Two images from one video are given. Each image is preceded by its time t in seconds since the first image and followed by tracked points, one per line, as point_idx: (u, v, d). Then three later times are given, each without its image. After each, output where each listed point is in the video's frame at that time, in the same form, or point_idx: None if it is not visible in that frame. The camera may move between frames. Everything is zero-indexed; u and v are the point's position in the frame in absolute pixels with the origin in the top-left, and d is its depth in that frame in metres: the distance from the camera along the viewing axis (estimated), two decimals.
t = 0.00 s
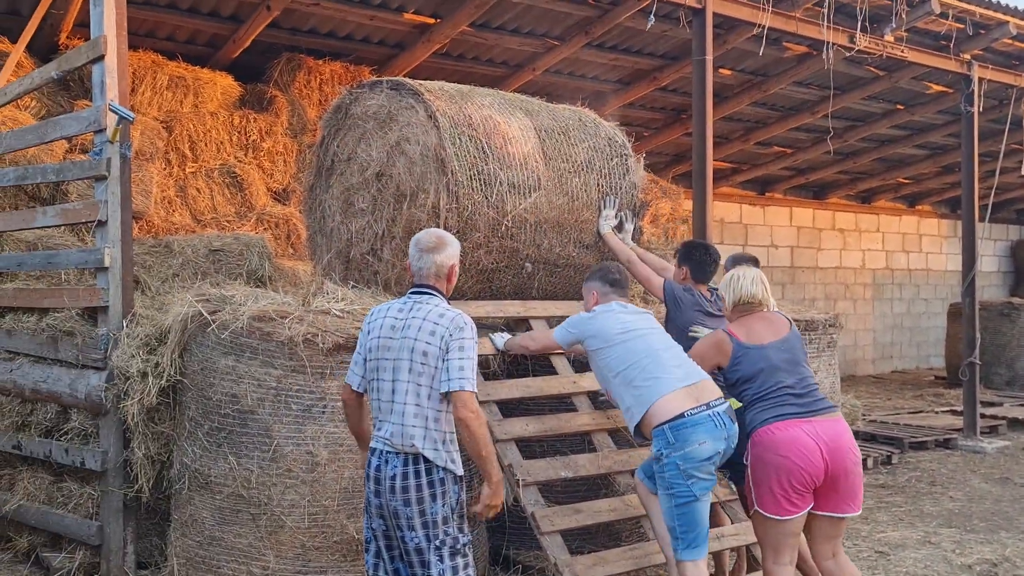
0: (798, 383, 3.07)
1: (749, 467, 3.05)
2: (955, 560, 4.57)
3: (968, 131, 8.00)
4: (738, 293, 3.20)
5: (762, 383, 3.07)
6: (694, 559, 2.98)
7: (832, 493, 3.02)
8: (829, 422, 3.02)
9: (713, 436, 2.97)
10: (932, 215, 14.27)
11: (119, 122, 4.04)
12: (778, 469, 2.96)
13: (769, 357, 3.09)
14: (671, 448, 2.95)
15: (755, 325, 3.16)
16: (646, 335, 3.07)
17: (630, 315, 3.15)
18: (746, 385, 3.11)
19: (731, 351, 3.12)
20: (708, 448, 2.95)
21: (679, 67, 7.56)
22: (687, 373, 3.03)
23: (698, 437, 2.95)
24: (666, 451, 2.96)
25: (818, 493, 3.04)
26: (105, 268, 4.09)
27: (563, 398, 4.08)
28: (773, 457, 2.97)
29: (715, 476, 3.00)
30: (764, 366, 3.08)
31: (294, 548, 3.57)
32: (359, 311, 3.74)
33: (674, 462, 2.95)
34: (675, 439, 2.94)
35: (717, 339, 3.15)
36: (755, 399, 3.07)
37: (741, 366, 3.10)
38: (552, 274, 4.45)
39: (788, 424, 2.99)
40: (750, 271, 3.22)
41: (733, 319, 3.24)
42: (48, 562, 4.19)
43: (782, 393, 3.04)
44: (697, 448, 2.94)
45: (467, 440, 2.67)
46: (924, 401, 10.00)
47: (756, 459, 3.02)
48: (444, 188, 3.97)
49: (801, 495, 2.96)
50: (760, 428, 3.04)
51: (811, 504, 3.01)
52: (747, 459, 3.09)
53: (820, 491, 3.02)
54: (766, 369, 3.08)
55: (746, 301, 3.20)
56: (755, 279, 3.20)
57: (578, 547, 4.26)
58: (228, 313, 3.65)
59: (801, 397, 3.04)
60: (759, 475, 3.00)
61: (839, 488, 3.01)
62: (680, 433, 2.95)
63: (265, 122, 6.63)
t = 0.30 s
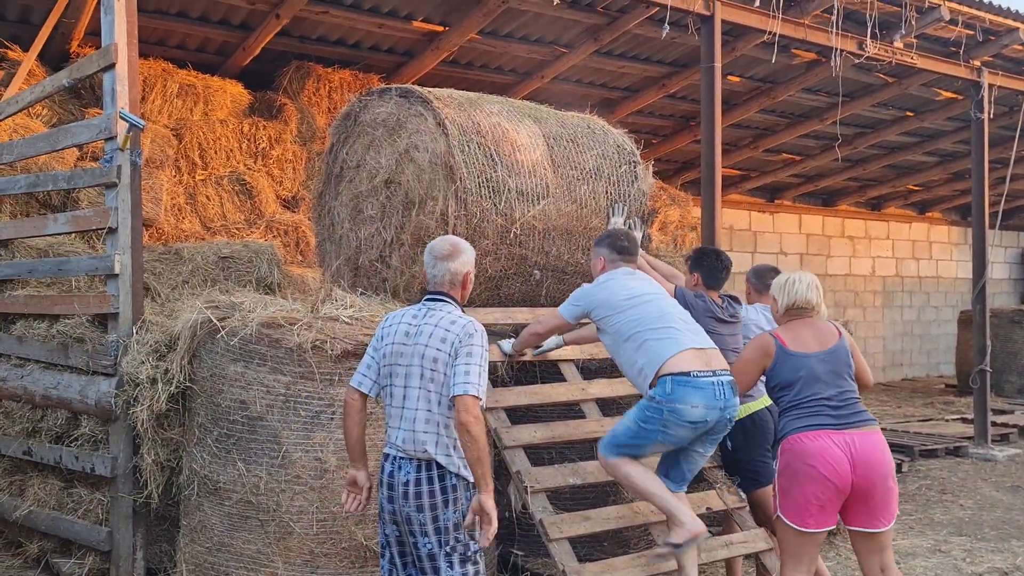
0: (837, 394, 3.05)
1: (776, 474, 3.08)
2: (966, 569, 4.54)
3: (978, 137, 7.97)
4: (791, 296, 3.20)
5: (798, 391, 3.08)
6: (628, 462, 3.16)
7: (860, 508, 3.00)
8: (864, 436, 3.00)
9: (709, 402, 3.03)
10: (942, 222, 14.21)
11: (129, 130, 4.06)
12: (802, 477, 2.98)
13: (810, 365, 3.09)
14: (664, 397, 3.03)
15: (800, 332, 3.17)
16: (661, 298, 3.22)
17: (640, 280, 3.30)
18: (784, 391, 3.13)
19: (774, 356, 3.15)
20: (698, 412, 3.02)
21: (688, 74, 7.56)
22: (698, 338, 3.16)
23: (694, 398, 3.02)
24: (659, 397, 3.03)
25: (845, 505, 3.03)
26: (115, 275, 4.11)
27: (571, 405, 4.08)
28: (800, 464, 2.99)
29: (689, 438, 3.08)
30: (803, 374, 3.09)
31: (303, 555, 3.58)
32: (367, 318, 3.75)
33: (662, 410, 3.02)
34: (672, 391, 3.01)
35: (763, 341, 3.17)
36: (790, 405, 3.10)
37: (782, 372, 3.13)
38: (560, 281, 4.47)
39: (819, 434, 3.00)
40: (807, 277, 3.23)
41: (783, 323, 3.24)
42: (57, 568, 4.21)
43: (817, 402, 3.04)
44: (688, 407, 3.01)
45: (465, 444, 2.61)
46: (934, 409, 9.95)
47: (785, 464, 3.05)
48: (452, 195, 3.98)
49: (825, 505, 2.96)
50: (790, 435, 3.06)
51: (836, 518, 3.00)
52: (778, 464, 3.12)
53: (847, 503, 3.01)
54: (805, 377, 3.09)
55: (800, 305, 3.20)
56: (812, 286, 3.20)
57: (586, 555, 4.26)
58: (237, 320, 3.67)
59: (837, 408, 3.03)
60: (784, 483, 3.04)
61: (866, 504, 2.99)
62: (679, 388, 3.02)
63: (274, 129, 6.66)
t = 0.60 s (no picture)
0: (899, 398, 3.02)
1: (825, 468, 3.06)
2: (965, 567, 4.55)
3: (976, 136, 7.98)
4: (871, 294, 3.12)
5: (860, 389, 3.04)
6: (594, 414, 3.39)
7: (905, 512, 2.98)
8: (919, 442, 2.99)
9: (690, 382, 3.21)
10: (941, 222, 14.22)
11: (128, 130, 4.06)
12: (855, 475, 2.96)
13: (878, 366, 3.05)
14: (647, 369, 3.22)
15: (870, 329, 3.13)
16: (656, 278, 3.40)
17: (632, 258, 3.47)
18: (846, 387, 3.08)
19: (844, 351, 3.09)
20: (677, 388, 3.20)
21: (687, 74, 7.57)
22: (687, 317, 3.35)
23: (676, 375, 3.20)
24: (643, 367, 3.22)
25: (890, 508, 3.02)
26: (114, 275, 4.11)
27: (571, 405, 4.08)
28: (856, 463, 2.96)
29: (664, 412, 3.27)
30: (871, 373, 3.03)
31: (302, 555, 3.58)
32: (367, 318, 3.75)
33: (642, 380, 3.21)
34: (658, 365, 3.20)
35: (835, 333, 3.12)
36: (850, 402, 3.06)
37: (848, 368, 3.08)
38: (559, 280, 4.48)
39: (877, 436, 2.97)
40: (883, 274, 3.18)
41: (856, 319, 3.18)
42: (57, 569, 4.21)
43: (879, 404, 3.01)
44: (668, 382, 3.20)
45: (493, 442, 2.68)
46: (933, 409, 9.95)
47: (838, 461, 3.02)
48: (451, 195, 3.98)
49: (874, 506, 2.94)
50: (846, 433, 3.03)
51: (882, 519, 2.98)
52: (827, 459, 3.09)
53: (894, 507, 3.00)
54: (872, 377, 3.04)
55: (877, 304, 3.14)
56: (889, 282, 3.15)
57: (585, 554, 4.26)
58: (237, 320, 3.67)
59: (897, 412, 3.01)
60: (834, 478, 3.02)
61: (912, 509, 2.97)
62: (663, 362, 3.20)
63: (274, 130, 6.65)
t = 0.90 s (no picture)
0: (925, 395, 3.03)
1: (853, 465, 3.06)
2: (963, 564, 4.56)
3: (974, 134, 7.99)
4: (902, 291, 3.11)
5: (889, 385, 3.04)
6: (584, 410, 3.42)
7: (931, 509, 2.98)
8: (946, 439, 2.99)
9: (673, 371, 3.25)
10: (940, 219, 14.24)
11: (127, 130, 4.06)
12: (883, 473, 2.96)
13: (906, 362, 3.04)
14: (630, 361, 3.25)
15: (901, 323, 3.12)
16: (640, 271, 3.43)
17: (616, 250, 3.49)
18: (874, 382, 3.08)
19: (876, 346, 3.08)
20: (661, 378, 3.24)
21: (685, 73, 7.58)
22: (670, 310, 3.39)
23: (659, 365, 3.23)
24: (627, 359, 3.25)
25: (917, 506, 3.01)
26: (113, 275, 4.12)
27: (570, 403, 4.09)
28: (884, 461, 2.96)
29: (649, 403, 3.30)
30: (900, 369, 3.03)
31: (302, 553, 3.59)
32: (366, 317, 3.76)
33: (627, 372, 3.24)
34: (641, 355, 3.24)
35: (868, 328, 3.09)
36: (878, 398, 3.05)
37: (876, 363, 3.07)
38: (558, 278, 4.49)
39: (906, 433, 2.97)
40: (912, 271, 3.18)
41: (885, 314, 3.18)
42: (57, 569, 4.22)
43: (906, 401, 3.01)
44: (652, 372, 3.23)
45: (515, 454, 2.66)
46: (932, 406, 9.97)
47: (866, 459, 3.01)
48: (449, 194, 3.99)
49: (904, 505, 2.94)
50: (874, 429, 3.03)
51: (910, 516, 2.98)
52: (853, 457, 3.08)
53: (922, 504, 2.99)
54: (900, 373, 3.03)
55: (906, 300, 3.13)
56: (918, 279, 3.15)
57: (585, 552, 4.27)
58: (236, 319, 3.67)
59: (923, 409, 3.01)
60: (863, 476, 3.01)
61: (939, 506, 2.98)
62: (646, 353, 3.24)
63: (272, 130, 6.66)
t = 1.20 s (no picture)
0: (934, 399, 3.02)
1: (864, 474, 3.03)
2: (964, 562, 4.57)
3: (974, 132, 7.99)
4: (907, 287, 3.13)
5: (898, 390, 3.02)
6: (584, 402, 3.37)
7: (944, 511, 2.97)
8: (954, 442, 3.00)
9: (647, 319, 3.34)
10: (940, 218, 14.24)
11: (127, 129, 4.06)
12: (898, 481, 2.93)
13: (916, 365, 3.02)
14: (607, 315, 3.32)
15: (908, 322, 3.10)
16: (608, 221, 3.51)
17: (586, 203, 3.57)
18: (883, 387, 3.05)
19: (886, 347, 3.05)
20: (639, 328, 3.31)
21: (685, 71, 7.58)
22: (638, 260, 3.49)
23: (633, 315, 3.31)
24: (603, 316, 3.33)
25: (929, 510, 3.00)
26: (114, 274, 4.12)
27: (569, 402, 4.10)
28: (898, 468, 2.93)
29: (633, 356, 3.35)
30: (910, 373, 3.01)
31: (302, 552, 3.59)
32: (366, 315, 3.77)
33: (606, 327, 3.30)
34: (614, 309, 3.32)
35: (879, 328, 3.07)
36: (888, 403, 3.02)
37: (886, 367, 3.04)
38: (559, 277, 4.50)
39: (918, 438, 2.95)
40: (914, 268, 3.20)
41: (892, 313, 3.17)
42: (58, 567, 4.22)
43: (916, 405, 2.99)
44: (629, 323, 3.30)
45: (513, 448, 2.66)
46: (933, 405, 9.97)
47: (879, 466, 2.98)
48: (450, 193, 4.00)
49: (921, 510, 2.91)
50: (886, 437, 2.99)
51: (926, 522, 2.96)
52: (863, 464, 3.05)
53: (935, 508, 2.98)
54: (910, 377, 3.01)
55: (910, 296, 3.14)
56: (920, 275, 3.18)
57: (585, 551, 4.28)
58: (236, 318, 3.68)
59: (933, 413, 3.00)
60: (878, 486, 2.97)
61: (952, 508, 2.97)
62: (620, 305, 3.32)
63: (272, 129, 6.66)
